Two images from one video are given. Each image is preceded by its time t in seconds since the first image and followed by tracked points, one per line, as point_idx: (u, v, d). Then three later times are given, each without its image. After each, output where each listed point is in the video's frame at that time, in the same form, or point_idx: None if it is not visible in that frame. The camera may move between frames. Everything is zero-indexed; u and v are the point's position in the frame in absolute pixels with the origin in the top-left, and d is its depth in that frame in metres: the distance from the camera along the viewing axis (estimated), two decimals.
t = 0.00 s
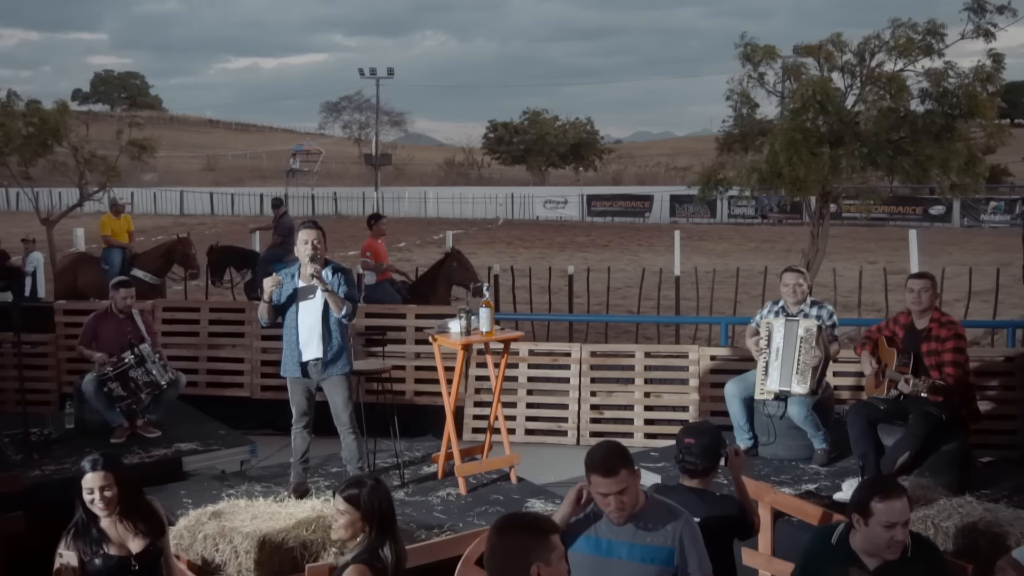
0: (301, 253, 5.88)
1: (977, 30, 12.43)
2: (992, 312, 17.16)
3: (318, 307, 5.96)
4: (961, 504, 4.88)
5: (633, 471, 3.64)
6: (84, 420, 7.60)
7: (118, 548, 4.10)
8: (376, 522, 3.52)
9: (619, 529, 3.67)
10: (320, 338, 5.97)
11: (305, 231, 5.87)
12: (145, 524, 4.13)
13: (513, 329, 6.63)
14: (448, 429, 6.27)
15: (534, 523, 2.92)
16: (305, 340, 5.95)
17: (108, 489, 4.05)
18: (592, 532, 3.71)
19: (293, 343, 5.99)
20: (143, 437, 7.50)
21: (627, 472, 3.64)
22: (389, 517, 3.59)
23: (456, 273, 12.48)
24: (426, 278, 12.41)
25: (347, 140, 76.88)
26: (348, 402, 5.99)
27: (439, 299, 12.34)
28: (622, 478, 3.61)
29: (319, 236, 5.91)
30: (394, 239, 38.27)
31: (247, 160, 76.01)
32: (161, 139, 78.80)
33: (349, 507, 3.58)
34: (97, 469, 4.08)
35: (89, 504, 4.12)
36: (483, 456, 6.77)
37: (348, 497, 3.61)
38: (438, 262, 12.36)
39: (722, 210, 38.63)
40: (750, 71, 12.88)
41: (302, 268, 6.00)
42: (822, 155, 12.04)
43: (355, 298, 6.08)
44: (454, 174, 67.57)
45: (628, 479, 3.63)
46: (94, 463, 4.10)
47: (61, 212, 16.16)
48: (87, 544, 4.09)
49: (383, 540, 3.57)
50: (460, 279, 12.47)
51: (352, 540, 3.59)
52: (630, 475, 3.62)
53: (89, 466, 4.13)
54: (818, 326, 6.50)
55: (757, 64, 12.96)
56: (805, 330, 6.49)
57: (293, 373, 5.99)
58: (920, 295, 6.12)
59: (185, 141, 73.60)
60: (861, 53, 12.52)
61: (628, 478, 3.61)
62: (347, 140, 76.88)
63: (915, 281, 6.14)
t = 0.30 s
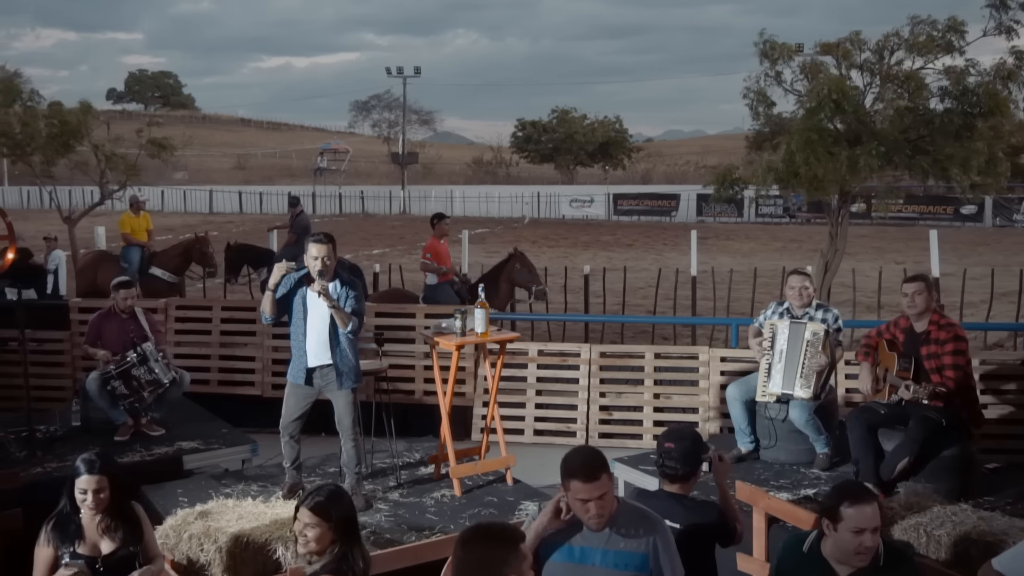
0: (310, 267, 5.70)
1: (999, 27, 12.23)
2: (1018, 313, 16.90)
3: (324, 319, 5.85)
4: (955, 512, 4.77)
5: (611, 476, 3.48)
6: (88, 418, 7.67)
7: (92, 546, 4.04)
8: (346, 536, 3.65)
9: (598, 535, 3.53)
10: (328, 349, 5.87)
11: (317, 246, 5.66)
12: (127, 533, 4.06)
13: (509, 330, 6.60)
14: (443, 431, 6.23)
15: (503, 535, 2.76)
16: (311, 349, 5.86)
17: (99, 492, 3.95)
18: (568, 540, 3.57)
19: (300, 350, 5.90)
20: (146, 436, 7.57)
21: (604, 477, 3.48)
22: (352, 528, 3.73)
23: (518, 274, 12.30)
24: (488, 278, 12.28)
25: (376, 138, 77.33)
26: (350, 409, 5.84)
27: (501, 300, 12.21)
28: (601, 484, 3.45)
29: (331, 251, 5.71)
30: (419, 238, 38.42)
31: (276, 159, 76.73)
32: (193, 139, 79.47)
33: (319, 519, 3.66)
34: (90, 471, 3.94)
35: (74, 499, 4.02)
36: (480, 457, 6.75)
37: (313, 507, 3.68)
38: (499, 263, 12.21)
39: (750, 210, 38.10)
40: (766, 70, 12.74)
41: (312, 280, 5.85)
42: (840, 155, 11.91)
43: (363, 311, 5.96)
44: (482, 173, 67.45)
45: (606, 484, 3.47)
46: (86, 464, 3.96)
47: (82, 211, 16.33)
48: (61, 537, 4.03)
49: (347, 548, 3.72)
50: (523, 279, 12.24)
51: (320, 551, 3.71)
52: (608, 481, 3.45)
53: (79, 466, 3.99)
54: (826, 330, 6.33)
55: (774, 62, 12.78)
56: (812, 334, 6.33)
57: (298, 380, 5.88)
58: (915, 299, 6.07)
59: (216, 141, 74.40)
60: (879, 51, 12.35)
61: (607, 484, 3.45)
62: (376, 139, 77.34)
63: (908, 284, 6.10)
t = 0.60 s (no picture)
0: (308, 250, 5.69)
1: None
2: None
3: (318, 306, 5.81)
4: (950, 518, 4.68)
5: (583, 478, 3.44)
6: (97, 413, 7.73)
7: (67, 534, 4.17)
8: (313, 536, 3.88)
9: (570, 536, 3.49)
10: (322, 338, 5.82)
11: (318, 228, 5.68)
12: (103, 526, 4.18)
13: (508, 330, 6.62)
14: (442, 428, 6.20)
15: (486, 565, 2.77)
16: (306, 340, 5.80)
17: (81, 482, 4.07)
18: (545, 542, 3.52)
19: (295, 340, 5.84)
20: (154, 431, 7.65)
21: (575, 478, 3.43)
22: (317, 531, 3.98)
23: (581, 271, 12.07)
24: (549, 276, 12.07)
25: (408, 136, 77.64)
26: (342, 401, 5.81)
27: (563, 299, 12.17)
28: (573, 485, 3.41)
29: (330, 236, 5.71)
30: (447, 235, 38.52)
31: (309, 157, 77.35)
32: (227, 136, 80.22)
33: (288, 519, 3.90)
34: (74, 465, 4.05)
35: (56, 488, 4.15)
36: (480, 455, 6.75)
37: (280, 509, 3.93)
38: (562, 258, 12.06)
39: (779, 209, 36.10)
40: (787, 67, 12.60)
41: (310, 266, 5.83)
42: (860, 153, 11.78)
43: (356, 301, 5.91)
44: (513, 171, 67.34)
45: (576, 486, 3.42)
46: (69, 459, 4.07)
47: (108, 208, 16.53)
48: (39, 523, 4.19)
49: (313, 549, 3.97)
50: (586, 279, 12.08)
51: (287, 552, 3.95)
52: (575, 484, 3.40)
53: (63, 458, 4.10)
54: (829, 331, 6.24)
55: (795, 59, 12.66)
56: (814, 334, 6.25)
57: (293, 366, 5.83)
58: (927, 298, 5.91)
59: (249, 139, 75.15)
60: (902, 48, 12.15)
61: (574, 485, 3.40)
62: (408, 137, 77.65)
63: (921, 283, 5.93)
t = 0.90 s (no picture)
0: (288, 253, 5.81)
1: None
2: None
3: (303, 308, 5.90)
4: (941, 520, 4.61)
5: (553, 479, 3.44)
6: (108, 409, 7.85)
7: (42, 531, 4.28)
8: (286, 526, 3.91)
9: (535, 535, 3.50)
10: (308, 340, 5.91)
11: (297, 233, 5.78)
12: (79, 522, 4.29)
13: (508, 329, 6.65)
14: (437, 427, 6.28)
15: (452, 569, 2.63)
16: (292, 342, 5.90)
17: (54, 480, 4.16)
18: (512, 539, 3.54)
19: (281, 341, 5.94)
20: (163, 427, 7.73)
21: (545, 477, 3.44)
22: (289, 519, 4.00)
23: (645, 272, 11.98)
24: (615, 274, 12.10)
25: (440, 135, 77.83)
26: (333, 398, 5.88)
27: (628, 298, 12.14)
28: (545, 483, 3.44)
29: (308, 239, 5.81)
30: (474, 234, 38.56)
31: (341, 155, 77.76)
32: (259, 134, 80.91)
33: (262, 508, 3.91)
34: (48, 462, 4.15)
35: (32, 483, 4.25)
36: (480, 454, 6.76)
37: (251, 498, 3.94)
38: (626, 257, 12.05)
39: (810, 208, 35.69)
40: (805, 64, 12.53)
41: (292, 268, 5.93)
42: (880, 150, 11.68)
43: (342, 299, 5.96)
44: (542, 170, 67.26)
45: (547, 486, 3.44)
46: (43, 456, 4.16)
47: (133, 205, 16.73)
48: (17, 518, 4.32)
49: (286, 537, 4.00)
50: (650, 280, 11.98)
51: (260, 540, 3.96)
52: (543, 484, 3.41)
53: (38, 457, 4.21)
54: (828, 330, 6.20)
55: (813, 56, 12.61)
56: (813, 334, 6.21)
57: (278, 368, 5.96)
58: (937, 302, 5.69)
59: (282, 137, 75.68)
60: (922, 44, 11.98)
61: (545, 486, 3.42)
62: (439, 135, 77.84)
63: (933, 287, 5.68)
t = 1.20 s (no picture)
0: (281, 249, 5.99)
1: None
2: None
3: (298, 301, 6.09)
4: (931, 525, 4.58)
5: (518, 477, 3.46)
6: (119, 404, 7.95)
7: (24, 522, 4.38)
8: (272, 514, 3.95)
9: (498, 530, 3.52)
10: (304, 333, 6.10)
11: (290, 226, 5.96)
12: (61, 516, 4.38)
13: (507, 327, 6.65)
14: (436, 425, 6.28)
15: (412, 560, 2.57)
16: (289, 335, 6.12)
17: (38, 471, 4.28)
18: (480, 535, 3.57)
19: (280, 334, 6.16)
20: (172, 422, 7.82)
21: (513, 478, 3.46)
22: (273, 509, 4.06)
23: (714, 275, 12.01)
24: (683, 276, 12.11)
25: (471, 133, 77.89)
26: (329, 393, 6.06)
27: (693, 301, 12.08)
28: (504, 482, 3.45)
29: (300, 232, 5.98)
30: (501, 231, 38.59)
31: (372, 153, 78.08)
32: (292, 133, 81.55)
33: (250, 496, 3.99)
34: (32, 453, 4.28)
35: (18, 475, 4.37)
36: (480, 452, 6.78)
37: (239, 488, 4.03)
38: (693, 261, 12.07)
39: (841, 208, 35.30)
40: (825, 62, 12.47)
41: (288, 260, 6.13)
42: (898, 149, 11.64)
43: (335, 290, 6.19)
44: (573, 168, 67.10)
45: (513, 485, 3.45)
46: (28, 448, 4.30)
47: (158, 202, 16.96)
48: (5, 511, 4.44)
49: (270, 528, 4.05)
50: (719, 282, 12.00)
51: (246, 528, 4.00)
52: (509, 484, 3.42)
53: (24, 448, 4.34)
54: (829, 331, 6.13)
55: (834, 54, 12.50)
56: (813, 334, 6.15)
57: (278, 361, 6.18)
58: (934, 300, 5.63)
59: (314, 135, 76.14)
60: (944, 42, 11.83)
61: (512, 482, 3.44)
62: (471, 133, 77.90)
63: (932, 284, 5.61)
